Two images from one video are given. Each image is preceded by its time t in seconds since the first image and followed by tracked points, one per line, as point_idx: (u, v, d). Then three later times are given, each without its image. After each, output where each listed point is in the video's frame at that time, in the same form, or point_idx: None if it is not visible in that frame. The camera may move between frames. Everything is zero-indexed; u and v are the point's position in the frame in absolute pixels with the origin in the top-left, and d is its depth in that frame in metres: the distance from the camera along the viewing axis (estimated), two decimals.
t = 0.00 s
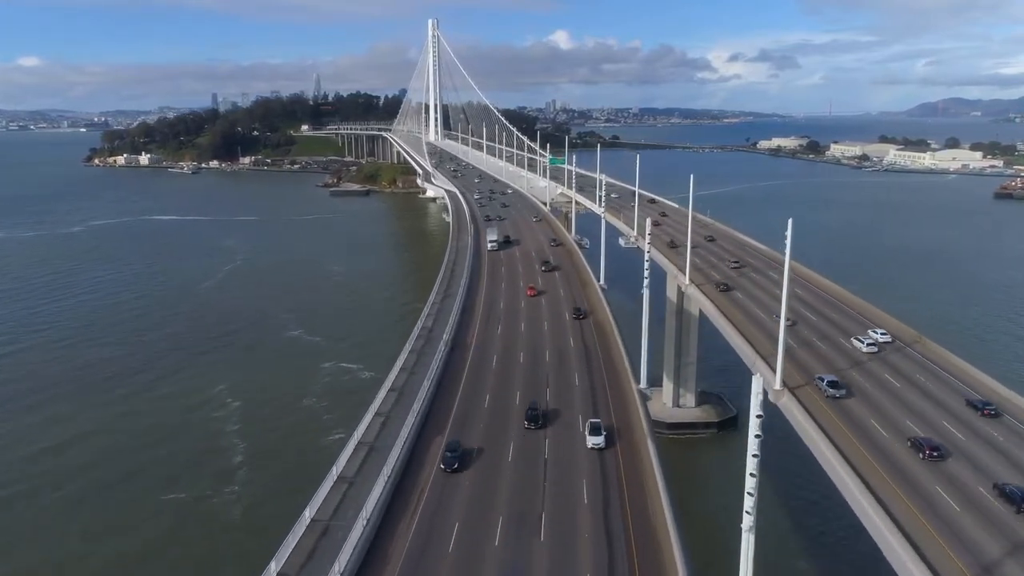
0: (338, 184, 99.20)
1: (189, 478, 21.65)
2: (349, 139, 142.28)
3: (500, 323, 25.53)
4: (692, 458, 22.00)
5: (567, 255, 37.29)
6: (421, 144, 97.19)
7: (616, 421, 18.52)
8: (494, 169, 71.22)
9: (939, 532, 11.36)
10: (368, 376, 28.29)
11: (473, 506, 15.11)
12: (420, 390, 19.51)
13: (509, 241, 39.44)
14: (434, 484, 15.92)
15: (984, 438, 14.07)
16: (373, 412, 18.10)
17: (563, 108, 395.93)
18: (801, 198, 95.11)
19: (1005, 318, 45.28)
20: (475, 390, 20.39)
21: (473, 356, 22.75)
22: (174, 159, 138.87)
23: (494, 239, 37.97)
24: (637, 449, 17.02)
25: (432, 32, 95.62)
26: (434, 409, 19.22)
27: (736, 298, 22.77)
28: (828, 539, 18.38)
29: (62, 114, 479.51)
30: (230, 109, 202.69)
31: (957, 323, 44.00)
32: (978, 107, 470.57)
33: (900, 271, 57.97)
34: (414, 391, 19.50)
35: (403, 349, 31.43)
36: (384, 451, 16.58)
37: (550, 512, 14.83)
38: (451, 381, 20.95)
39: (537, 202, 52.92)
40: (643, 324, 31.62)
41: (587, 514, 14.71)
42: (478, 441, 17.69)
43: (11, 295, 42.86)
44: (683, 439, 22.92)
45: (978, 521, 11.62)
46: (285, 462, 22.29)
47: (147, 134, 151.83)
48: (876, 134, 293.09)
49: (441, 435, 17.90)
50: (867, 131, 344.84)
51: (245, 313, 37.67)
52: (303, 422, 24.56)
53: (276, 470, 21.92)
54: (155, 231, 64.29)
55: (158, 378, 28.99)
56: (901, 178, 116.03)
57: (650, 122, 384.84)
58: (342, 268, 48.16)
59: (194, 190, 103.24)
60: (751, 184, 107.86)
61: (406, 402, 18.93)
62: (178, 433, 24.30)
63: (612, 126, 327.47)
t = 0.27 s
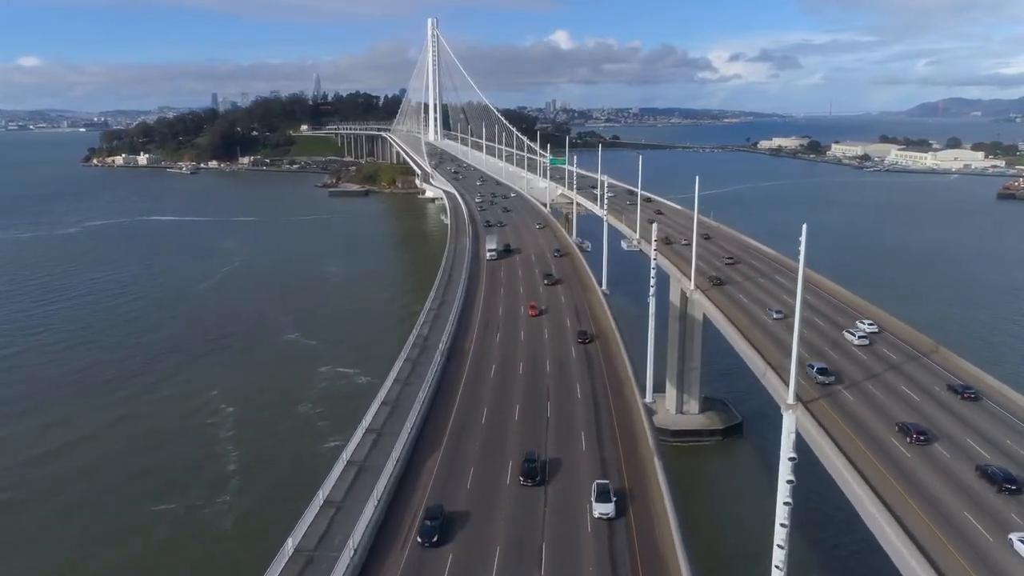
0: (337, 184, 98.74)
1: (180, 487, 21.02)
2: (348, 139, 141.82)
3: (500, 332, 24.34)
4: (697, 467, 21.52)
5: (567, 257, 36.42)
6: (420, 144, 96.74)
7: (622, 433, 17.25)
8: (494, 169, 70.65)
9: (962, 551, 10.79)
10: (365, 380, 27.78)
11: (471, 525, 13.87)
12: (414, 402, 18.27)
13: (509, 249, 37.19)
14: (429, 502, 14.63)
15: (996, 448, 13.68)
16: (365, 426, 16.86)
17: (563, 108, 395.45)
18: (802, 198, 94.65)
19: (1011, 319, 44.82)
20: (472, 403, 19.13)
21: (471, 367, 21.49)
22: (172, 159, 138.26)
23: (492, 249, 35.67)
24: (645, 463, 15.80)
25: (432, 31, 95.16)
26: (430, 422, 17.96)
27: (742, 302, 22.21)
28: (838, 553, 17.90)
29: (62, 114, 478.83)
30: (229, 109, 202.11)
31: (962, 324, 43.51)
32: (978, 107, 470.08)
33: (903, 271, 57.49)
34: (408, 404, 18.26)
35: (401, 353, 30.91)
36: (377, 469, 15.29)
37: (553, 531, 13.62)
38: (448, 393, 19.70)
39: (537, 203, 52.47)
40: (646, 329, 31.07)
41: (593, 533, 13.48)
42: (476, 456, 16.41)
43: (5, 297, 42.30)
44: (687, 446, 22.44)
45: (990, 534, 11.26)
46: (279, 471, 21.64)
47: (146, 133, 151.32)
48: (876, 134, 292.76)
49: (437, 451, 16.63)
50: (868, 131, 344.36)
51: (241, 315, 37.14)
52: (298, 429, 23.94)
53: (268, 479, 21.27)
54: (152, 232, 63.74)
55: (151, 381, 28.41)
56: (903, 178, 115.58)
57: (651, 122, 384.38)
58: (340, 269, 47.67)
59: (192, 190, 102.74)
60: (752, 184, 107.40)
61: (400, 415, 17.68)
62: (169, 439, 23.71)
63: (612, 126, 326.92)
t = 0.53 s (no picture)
0: (336, 184, 98.28)
1: (168, 498, 20.46)
2: (348, 139, 141.38)
3: (499, 342, 23.32)
4: (702, 476, 20.97)
5: (568, 260, 35.60)
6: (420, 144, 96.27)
7: (628, 448, 16.27)
8: (494, 170, 70.12)
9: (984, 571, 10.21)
10: (362, 386, 27.22)
11: (469, 548, 12.98)
12: (409, 418, 17.24)
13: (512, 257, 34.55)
14: (424, 523, 13.71)
15: (1010, 452, 13.21)
16: (355, 444, 15.83)
17: (563, 108, 395.08)
18: (804, 199, 94.07)
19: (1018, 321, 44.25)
20: (469, 416, 18.11)
21: (469, 378, 20.48)
22: (171, 159, 137.73)
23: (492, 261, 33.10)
24: (653, 479, 14.85)
25: (431, 31, 94.64)
26: (425, 438, 16.95)
27: (746, 306, 21.67)
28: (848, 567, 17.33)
29: (62, 114, 478.49)
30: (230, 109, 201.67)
31: (968, 325, 42.90)
32: (979, 107, 469.41)
33: (907, 272, 56.92)
34: (401, 420, 17.25)
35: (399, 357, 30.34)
36: (367, 492, 14.25)
37: (556, 554, 12.71)
38: (444, 407, 18.66)
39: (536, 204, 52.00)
40: (648, 334, 30.52)
41: (600, 558, 12.56)
42: (474, 474, 15.42)
43: None
44: (691, 455, 21.90)
45: (1017, 553, 10.62)
46: (269, 484, 21.01)
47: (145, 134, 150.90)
48: (877, 134, 292.33)
49: (432, 470, 15.60)
50: (868, 131, 343.81)
51: (237, 318, 36.61)
52: (291, 438, 23.35)
53: (258, 493, 20.62)
54: (149, 233, 63.26)
55: (143, 388, 27.88)
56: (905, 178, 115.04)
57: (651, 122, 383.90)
58: (338, 270, 47.16)
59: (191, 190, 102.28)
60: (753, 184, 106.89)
61: (393, 432, 16.65)
62: (160, 448, 23.20)
63: (612, 126, 326.47)
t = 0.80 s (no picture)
0: (335, 184, 97.74)
1: (158, 510, 19.91)
2: (347, 139, 140.80)
3: (498, 352, 22.59)
4: (707, 484, 20.40)
5: (569, 262, 34.88)
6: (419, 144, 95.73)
7: (633, 468, 15.56)
8: (493, 170, 69.59)
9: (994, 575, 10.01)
10: (358, 392, 26.66)
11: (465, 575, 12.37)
12: (402, 435, 16.55)
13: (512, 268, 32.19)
14: (417, 549, 13.10)
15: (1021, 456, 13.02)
16: (344, 465, 15.19)
17: (564, 108, 394.54)
18: (806, 199, 93.46)
19: None
20: (466, 433, 17.41)
21: (466, 391, 19.75)
22: (170, 159, 137.25)
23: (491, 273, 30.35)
24: (658, 502, 14.14)
25: (431, 30, 94.07)
26: (419, 457, 16.27)
27: (752, 312, 21.02)
28: None
29: (62, 113, 477.90)
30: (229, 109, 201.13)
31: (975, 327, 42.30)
32: (980, 107, 468.77)
33: (911, 273, 56.31)
34: (394, 438, 16.56)
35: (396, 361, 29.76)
36: (356, 520, 13.58)
37: None
38: (440, 422, 17.95)
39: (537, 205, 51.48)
40: (650, 338, 29.96)
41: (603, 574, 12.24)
42: (470, 496, 14.76)
43: None
44: (696, 463, 21.33)
45: None
46: (261, 494, 20.49)
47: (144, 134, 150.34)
48: (878, 134, 291.86)
49: (426, 492, 14.91)
50: (869, 131, 343.18)
51: (232, 322, 36.06)
52: (285, 446, 22.85)
53: (250, 503, 20.10)
54: (146, 234, 62.75)
55: (135, 393, 27.35)
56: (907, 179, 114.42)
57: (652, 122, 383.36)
58: (336, 273, 46.61)
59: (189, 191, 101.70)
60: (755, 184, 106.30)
61: (385, 452, 15.93)
62: (150, 456, 22.66)
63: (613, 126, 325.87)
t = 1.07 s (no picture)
0: (334, 185, 97.23)
1: (145, 522, 19.37)
2: (346, 139, 140.26)
3: (497, 362, 21.70)
4: (712, 493, 19.79)
5: (571, 267, 34.06)
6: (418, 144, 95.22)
7: (639, 491, 14.69)
8: (493, 171, 69.11)
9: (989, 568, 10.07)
10: (354, 397, 26.13)
11: None
12: (394, 455, 15.73)
13: (512, 282, 30.05)
14: None
15: None
16: (332, 491, 14.48)
17: (564, 108, 394.00)
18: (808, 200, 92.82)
19: None
20: (462, 452, 16.53)
21: (462, 405, 18.87)
22: (169, 160, 136.72)
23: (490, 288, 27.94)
24: (666, 531, 13.31)
25: (431, 29, 93.48)
26: (411, 480, 15.41)
27: (760, 318, 20.44)
28: None
29: (61, 114, 476.99)
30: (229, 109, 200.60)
31: (981, 328, 41.67)
32: (981, 107, 468.08)
33: (915, 274, 55.71)
34: (385, 460, 15.72)
35: (392, 366, 29.21)
36: (342, 552, 12.82)
37: None
38: (435, 440, 17.08)
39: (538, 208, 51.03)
40: (652, 345, 29.42)
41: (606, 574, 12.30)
42: (467, 523, 13.92)
43: None
44: (701, 472, 20.76)
45: None
46: (253, 505, 19.94)
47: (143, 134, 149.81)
48: (879, 134, 291.56)
49: (421, 515, 14.21)
50: (870, 131, 342.57)
51: (227, 326, 35.52)
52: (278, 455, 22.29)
53: (241, 515, 19.53)
54: (144, 235, 62.23)
55: (127, 399, 26.80)
56: (910, 179, 113.80)
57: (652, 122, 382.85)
58: (333, 275, 46.11)
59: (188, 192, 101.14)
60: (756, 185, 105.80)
61: (376, 473, 15.23)
62: (138, 465, 22.09)
63: (613, 126, 325.23)
